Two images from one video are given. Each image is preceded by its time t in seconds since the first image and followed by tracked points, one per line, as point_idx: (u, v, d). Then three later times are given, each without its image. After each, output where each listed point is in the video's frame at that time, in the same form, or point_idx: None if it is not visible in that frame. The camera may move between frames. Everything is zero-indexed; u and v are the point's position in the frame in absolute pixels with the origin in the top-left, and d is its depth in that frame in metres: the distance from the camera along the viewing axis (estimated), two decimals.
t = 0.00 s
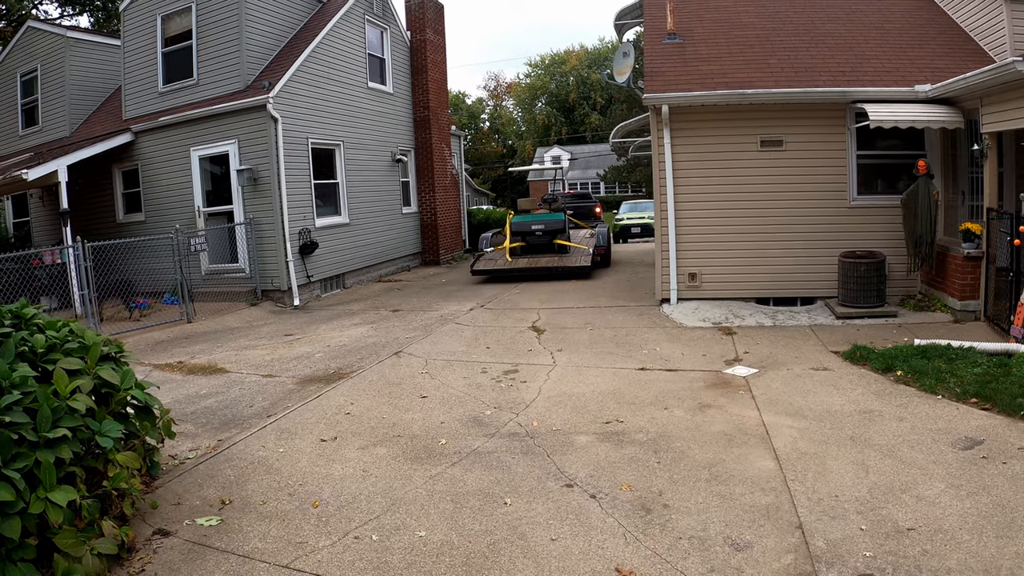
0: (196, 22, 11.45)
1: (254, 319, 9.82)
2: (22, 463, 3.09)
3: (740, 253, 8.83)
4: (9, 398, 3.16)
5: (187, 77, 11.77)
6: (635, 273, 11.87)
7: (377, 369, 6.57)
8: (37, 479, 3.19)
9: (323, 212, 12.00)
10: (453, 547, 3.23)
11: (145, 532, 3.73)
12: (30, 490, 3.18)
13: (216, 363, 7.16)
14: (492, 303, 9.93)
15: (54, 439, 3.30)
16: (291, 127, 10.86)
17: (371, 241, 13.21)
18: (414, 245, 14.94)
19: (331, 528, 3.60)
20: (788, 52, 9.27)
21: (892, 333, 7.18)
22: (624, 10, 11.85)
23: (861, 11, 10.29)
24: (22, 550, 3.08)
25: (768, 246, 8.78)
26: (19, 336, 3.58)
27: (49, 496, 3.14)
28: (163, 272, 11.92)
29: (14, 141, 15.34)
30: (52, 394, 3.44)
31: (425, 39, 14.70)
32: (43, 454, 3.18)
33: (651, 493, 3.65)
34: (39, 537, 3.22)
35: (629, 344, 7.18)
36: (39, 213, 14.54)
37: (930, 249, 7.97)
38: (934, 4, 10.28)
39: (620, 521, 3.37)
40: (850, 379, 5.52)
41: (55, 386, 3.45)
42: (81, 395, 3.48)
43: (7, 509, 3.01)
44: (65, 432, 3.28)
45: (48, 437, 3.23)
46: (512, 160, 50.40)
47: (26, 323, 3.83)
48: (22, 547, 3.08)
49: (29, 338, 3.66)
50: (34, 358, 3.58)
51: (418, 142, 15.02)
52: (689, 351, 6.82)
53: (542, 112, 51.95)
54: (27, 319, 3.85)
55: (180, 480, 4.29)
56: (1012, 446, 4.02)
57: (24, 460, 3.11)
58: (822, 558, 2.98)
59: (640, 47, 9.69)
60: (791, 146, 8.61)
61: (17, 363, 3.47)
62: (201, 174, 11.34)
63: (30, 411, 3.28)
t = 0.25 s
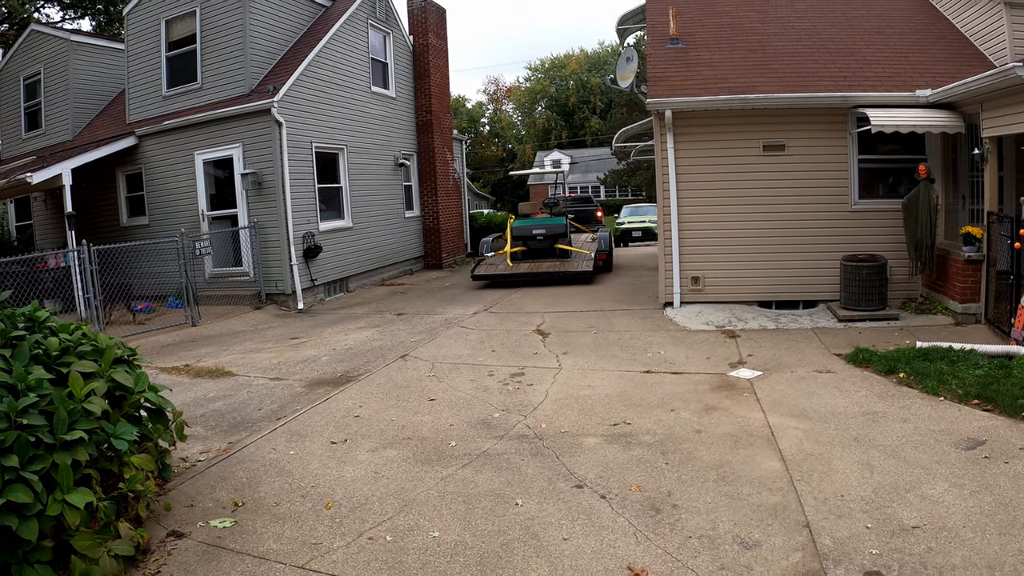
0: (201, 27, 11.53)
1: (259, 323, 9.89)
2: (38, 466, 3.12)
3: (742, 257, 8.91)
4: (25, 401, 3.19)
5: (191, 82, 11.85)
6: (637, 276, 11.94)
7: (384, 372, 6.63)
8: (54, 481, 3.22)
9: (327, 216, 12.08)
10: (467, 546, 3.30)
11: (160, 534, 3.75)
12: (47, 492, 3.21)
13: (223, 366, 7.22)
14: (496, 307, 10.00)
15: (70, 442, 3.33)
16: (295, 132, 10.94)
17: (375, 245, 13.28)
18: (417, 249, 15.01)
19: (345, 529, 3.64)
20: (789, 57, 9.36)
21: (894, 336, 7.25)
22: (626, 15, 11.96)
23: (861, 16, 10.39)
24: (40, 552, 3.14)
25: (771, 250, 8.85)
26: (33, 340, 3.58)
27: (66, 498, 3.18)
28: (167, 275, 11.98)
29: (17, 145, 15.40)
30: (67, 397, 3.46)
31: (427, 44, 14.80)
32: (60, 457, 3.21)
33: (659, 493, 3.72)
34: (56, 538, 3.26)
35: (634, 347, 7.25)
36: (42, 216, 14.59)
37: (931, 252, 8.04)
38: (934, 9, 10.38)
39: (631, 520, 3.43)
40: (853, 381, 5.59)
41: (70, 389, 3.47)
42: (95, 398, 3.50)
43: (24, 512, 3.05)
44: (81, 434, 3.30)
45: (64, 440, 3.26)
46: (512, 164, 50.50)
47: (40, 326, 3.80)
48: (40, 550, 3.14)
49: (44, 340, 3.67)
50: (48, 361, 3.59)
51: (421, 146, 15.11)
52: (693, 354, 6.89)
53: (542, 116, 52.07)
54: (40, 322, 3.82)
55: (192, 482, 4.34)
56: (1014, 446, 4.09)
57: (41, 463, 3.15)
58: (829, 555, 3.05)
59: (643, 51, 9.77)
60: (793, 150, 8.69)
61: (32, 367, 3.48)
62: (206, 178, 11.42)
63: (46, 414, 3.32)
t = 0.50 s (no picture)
0: (205, 30, 11.61)
1: (264, 325, 9.95)
2: (55, 464, 3.00)
3: (745, 259, 8.98)
4: (42, 399, 3.07)
5: (195, 85, 11.93)
6: (640, 279, 12.01)
7: (392, 373, 6.70)
8: (70, 479, 3.09)
9: (331, 219, 12.16)
10: (481, 543, 3.36)
11: (174, 533, 3.66)
12: (64, 491, 3.07)
13: (230, 368, 7.27)
14: (500, 309, 10.07)
15: (87, 440, 3.20)
16: (299, 135, 11.01)
17: (378, 248, 13.36)
18: (419, 252, 15.10)
19: (359, 527, 3.63)
20: (791, 61, 9.45)
21: (896, 337, 7.32)
22: (629, 19, 12.06)
23: (862, 20, 10.49)
24: (55, 550, 2.97)
25: (773, 252, 8.92)
26: (47, 339, 3.46)
27: (83, 497, 3.04)
28: (171, 278, 12.04)
29: (20, 147, 15.46)
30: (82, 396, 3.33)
31: (430, 47, 14.88)
32: (77, 454, 3.08)
33: (669, 491, 3.79)
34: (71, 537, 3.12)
35: (638, 348, 7.32)
36: (45, 218, 14.65)
37: (931, 254, 8.12)
38: (934, 13, 10.48)
39: (641, 517, 3.51)
40: (857, 381, 5.66)
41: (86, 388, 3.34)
42: (112, 397, 3.38)
43: (41, 510, 2.92)
44: (99, 432, 3.17)
45: (82, 438, 3.14)
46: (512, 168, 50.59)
47: (53, 327, 3.70)
48: (56, 548, 2.98)
49: (58, 340, 3.55)
50: (62, 361, 3.48)
51: (423, 149, 15.19)
52: (697, 355, 6.96)
53: (542, 120, 52.15)
54: (54, 322, 3.72)
55: (205, 482, 4.23)
56: (1016, 444, 4.16)
57: (58, 461, 3.02)
58: (837, 550, 3.12)
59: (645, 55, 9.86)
60: (794, 154, 8.77)
61: (46, 366, 3.35)
62: (209, 181, 11.51)
63: (62, 413, 3.21)
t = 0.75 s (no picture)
0: (207, 34, 11.66)
1: (267, 328, 10.00)
2: (68, 465, 2.89)
3: (746, 262, 9.03)
4: (54, 400, 2.97)
5: (197, 89, 11.99)
6: (641, 283, 12.07)
7: (396, 376, 6.75)
8: (82, 481, 2.99)
9: (333, 223, 12.21)
10: (489, 542, 3.41)
11: (183, 534, 3.64)
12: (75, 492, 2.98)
13: (235, 371, 7.31)
14: (503, 312, 10.12)
15: (99, 442, 3.09)
16: (301, 138, 11.06)
17: (379, 252, 13.40)
18: (420, 255, 15.15)
19: (368, 527, 3.64)
20: (791, 65, 9.52)
21: (896, 339, 7.38)
22: (630, 23, 12.13)
23: (862, 24, 10.56)
24: (66, 551, 2.89)
25: (775, 255, 8.97)
26: (56, 340, 3.35)
27: (95, 497, 2.95)
28: (173, 281, 12.09)
29: (22, 150, 15.52)
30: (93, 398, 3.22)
31: (431, 51, 14.94)
32: (88, 456, 2.97)
33: (674, 491, 3.84)
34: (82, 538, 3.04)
35: (641, 351, 7.37)
36: (47, 222, 14.70)
37: (931, 256, 8.18)
38: (934, 17, 10.55)
39: (647, 517, 3.55)
40: (858, 383, 5.71)
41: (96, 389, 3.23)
42: (122, 398, 3.25)
43: (52, 511, 2.82)
44: (110, 433, 3.07)
45: (93, 439, 3.03)
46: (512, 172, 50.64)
47: (62, 328, 3.58)
48: (67, 549, 2.89)
49: (67, 342, 3.44)
50: (72, 363, 3.36)
51: (424, 153, 15.25)
52: (699, 357, 7.01)
53: (542, 124, 52.21)
54: (63, 324, 3.60)
55: (213, 484, 4.26)
56: (1017, 443, 4.21)
57: (70, 462, 2.92)
58: (841, 548, 3.16)
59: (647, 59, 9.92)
60: (796, 158, 8.83)
61: (56, 368, 3.24)
62: (212, 185, 11.56)
63: (73, 415, 3.09)
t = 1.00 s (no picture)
0: (209, 38, 11.70)
1: (268, 331, 10.02)
2: (73, 468, 2.90)
3: (747, 265, 9.07)
4: (60, 404, 2.97)
5: (198, 92, 12.03)
6: (641, 286, 12.09)
7: (398, 379, 6.77)
8: (88, 483, 3.00)
9: (334, 226, 12.24)
10: (493, 545, 3.43)
11: (187, 536, 3.66)
12: (80, 495, 2.99)
13: (236, 374, 7.33)
14: (504, 316, 10.15)
15: (104, 445, 3.10)
16: (303, 142, 11.10)
17: (380, 255, 13.43)
18: (421, 259, 15.18)
19: (371, 530, 3.67)
20: (791, 68, 9.55)
21: (897, 342, 7.40)
22: (630, 27, 12.18)
23: (862, 27, 10.60)
24: (72, 553, 2.91)
25: (775, 258, 9.01)
26: (60, 344, 3.36)
27: (100, 500, 2.95)
28: (175, 284, 12.11)
29: (22, 153, 15.55)
30: (98, 401, 3.22)
31: (432, 55, 14.99)
32: (94, 459, 2.98)
33: (676, 493, 3.86)
34: (87, 541, 3.05)
35: (642, 354, 7.40)
36: (48, 224, 14.72)
37: (931, 259, 8.21)
38: (933, 21, 10.59)
39: (650, 519, 3.58)
40: (859, 385, 5.73)
41: (101, 392, 3.24)
42: (127, 401, 3.25)
43: (58, 514, 2.83)
44: (115, 437, 3.08)
45: (98, 442, 3.04)
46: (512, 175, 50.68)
47: (67, 331, 3.59)
48: (72, 551, 2.91)
49: (71, 345, 3.44)
50: (77, 366, 3.36)
51: (425, 156, 15.29)
52: (700, 360, 7.03)
53: (542, 127, 52.27)
54: (67, 327, 3.61)
55: (216, 486, 4.28)
56: (1016, 445, 4.23)
57: (75, 466, 2.92)
58: (842, 549, 3.19)
59: (648, 63, 9.95)
60: (796, 161, 8.87)
61: (61, 371, 3.25)
62: (213, 188, 11.59)
63: (77, 418, 3.10)
